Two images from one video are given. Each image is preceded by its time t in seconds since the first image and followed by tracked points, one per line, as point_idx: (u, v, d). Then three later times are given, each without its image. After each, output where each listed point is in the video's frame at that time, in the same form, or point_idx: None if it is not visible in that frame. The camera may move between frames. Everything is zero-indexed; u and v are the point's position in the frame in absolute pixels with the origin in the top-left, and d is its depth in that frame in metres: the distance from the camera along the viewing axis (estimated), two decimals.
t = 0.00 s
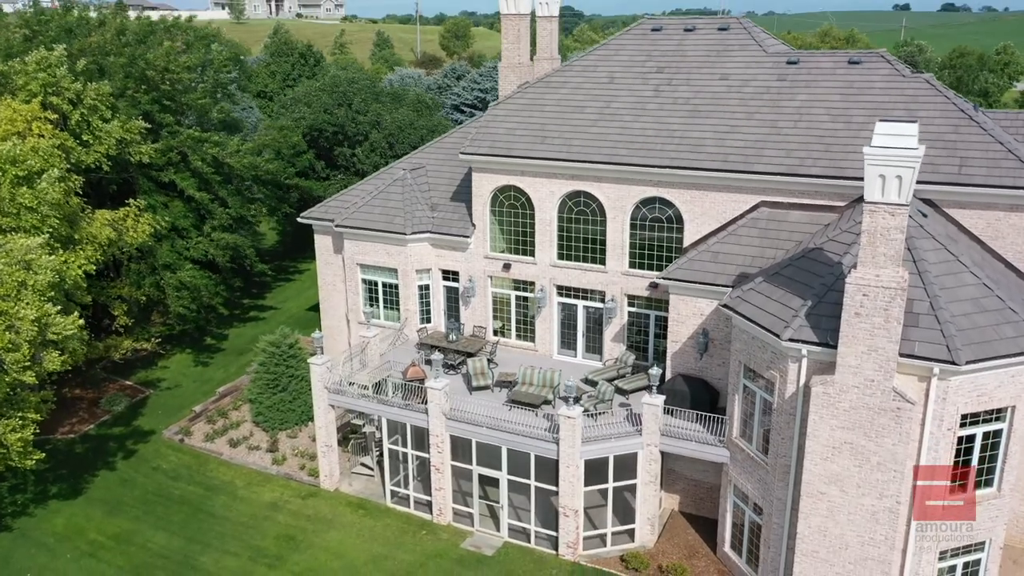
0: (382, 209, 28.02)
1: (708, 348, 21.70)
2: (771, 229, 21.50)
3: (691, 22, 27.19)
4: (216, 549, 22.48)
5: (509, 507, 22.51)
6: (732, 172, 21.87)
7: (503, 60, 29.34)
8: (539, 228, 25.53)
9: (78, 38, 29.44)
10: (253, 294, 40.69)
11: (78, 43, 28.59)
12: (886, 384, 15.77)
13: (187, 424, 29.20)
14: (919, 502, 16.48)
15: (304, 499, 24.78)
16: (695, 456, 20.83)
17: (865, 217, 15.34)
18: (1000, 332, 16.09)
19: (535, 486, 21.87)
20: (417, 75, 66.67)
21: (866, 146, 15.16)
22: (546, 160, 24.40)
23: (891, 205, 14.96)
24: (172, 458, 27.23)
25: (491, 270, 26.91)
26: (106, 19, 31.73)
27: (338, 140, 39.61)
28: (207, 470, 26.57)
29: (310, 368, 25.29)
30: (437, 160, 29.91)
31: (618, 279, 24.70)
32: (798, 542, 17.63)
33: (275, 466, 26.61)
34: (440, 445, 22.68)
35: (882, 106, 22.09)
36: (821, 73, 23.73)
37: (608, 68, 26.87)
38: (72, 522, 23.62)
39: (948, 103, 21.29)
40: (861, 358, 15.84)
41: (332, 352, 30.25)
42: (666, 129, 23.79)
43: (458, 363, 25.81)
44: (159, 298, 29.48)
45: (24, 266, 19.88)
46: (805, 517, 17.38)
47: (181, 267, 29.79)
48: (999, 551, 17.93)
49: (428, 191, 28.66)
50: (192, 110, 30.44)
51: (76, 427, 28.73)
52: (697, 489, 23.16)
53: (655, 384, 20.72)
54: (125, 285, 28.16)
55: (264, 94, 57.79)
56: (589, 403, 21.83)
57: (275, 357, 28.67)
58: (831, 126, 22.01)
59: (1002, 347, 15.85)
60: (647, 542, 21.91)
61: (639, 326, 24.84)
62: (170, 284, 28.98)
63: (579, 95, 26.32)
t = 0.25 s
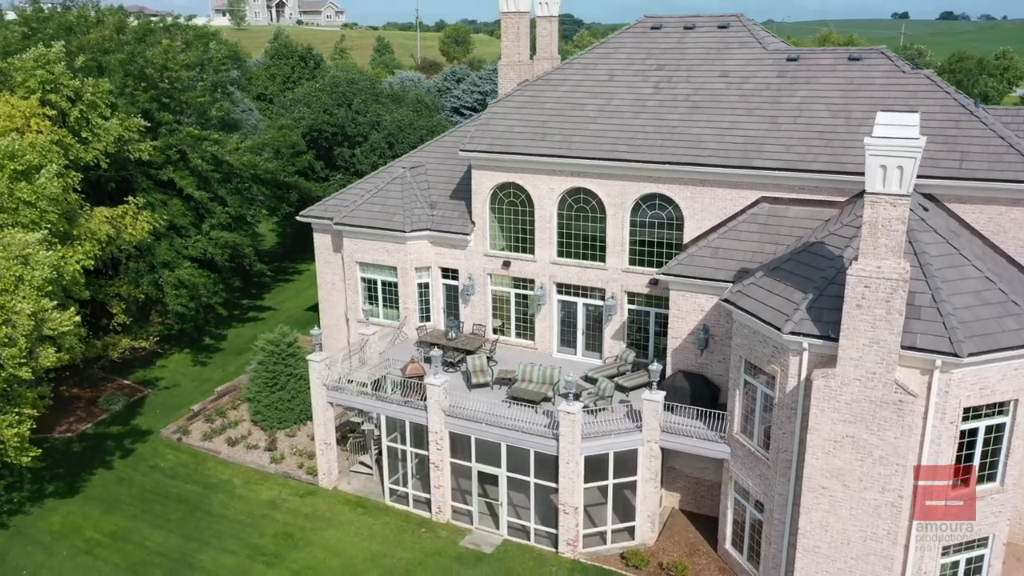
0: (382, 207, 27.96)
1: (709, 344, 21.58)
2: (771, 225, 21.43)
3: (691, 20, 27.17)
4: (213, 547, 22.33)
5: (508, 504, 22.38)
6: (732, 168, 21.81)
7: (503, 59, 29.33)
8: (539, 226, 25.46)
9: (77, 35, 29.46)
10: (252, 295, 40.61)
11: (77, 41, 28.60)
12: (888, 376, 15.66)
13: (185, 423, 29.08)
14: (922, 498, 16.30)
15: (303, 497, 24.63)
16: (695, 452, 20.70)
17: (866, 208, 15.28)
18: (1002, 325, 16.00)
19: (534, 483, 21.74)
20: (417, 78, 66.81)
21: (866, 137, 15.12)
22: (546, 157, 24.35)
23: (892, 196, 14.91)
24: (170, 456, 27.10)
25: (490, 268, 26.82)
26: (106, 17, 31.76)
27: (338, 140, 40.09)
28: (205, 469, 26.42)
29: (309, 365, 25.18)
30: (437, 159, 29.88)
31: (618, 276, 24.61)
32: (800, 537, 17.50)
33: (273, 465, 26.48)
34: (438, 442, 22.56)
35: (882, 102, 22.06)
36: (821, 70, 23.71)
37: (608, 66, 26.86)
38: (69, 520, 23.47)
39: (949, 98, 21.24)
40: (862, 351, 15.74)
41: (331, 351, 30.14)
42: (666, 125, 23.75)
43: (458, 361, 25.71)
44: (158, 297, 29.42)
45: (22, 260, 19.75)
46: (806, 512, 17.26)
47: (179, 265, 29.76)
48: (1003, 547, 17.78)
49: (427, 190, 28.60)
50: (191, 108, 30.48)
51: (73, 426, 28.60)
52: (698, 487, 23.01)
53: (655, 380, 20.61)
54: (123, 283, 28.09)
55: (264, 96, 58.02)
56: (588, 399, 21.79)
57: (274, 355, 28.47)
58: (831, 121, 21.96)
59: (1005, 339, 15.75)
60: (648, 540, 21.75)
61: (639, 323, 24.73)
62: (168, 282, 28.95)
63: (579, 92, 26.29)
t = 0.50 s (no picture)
0: (381, 205, 27.89)
1: (709, 340, 21.47)
2: (771, 220, 21.35)
3: (691, 18, 27.15)
4: (210, 545, 22.17)
5: (507, 501, 22.23)
6: (732, 163, 21.74)
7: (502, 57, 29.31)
8: (538, 223, 25.39)
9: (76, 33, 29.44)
10: (251, 295, 40.54)
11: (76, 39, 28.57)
12: (889, 369, 15.55)
13: (183, 421, 28.95)
14: (923, 497, 16.37)
15: (301, 495, 24.48)
16: (696, 448, 20.57)
17: (867, 198, 15.21)
18: (1004, 317, 15.90)
19: (533, 479, 21.60)
20: (417, 81, 66.92)
21: (867, 128, 15.09)
22: (545, 153, 24.29)
23: (893, 186, 14.84)
24: (167, 455, 26.95)
25: (490, 266, 26.74)
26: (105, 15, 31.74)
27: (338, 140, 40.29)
28: (202, 467, 26.28)
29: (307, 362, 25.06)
30: (436, 157, 29.83)
31: (618, 273, 24.51)
32: (801, 532, 17.36)
33: (271, 463, 26.33)
34: (437, 439, 22.44)
35: (882, 98, 22.01)
36: (821, 66, 23.67)
37: (608, 63, 26.84)
38: (65, 518, 23.31)
39: (949, 93, 21.18)
40: (864, 343, 15.63)
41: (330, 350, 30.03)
42: (666, 122, 23.71)
43: (457, 358, 25.59)
44: (156, 295, 29.33)
45: (18, 256, 19.47)
46: (808, 506, 17.12)
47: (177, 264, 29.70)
48: (1006, 542, 17.62)
49: (427, 188, 28.55)
50: (190, 106, 30.51)
51: (70, 425, 28.45)
52: (699, 484, 22.85)
53: (655, 375, 20.50)
54: (121, 281, 27.98)
55: (264, 98, 58.14)
56: (588, 395, 21.67)
57: (272, 354, 28.33)
58: (831, 117, 21.90)
59: (1007, 331, 15.65)
60: (648, 537, 21.58)
61: (639, 320, 24.62)
62: (167, 280, 28.89)
63: (579, 90, 26.26)
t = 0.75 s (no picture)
0: (380, 203, 27.83)
1: (710, 336, 21.36)
2: (772, 215, 21.28)
3: (691, 15, 27.13)
4: (207, 542, 22.01)
5: (507, 498, 22.10)
6: (733, 158, 21.68)
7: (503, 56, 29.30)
8: (538, 220, 25.32)
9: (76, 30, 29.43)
10: (250, 296, 40.46)
11: (75, 36, 28.54)
12: (891, 360, 15.45)
13: (181, 420, 28.81)
14: (926, 496, 16.22)
15: (299, 493, 24.34)
16: (696, 444, 20.44)
17: (868, 189, 15.13)
18: (1007, 309, 15.80)
19: (533, 476, 21.46)
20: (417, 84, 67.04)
21: (868, 118, 15.04)
22: (545, 150, 24.24)
23: (895, 176, 14.76)
24: (165, 453, 26.81)
25: (489, 264, 26.66)
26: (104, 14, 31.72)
27: (338, 139, 40.17)
28: (200, 466, 26.13)
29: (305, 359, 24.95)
30: (436, 156, 29.78)
31: (618, 270, 24.42)
32: (803, 527, 17.22)
33: (270, 461, 26.19)
34: (436, 435, 22.31)
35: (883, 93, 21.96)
36: (822, 63, 23.64)
37: (608, 61, 26.82)
38: (62, 515, 23.16)
39: (950, 88, 21.13)
40: (865, 335, 15.54)
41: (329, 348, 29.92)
42: (666, 118, 23.67)
43: (456, 355, 25.48)
44: (154, 293, 29.29)
45: (16, 250, 19.34)
46: (809, 501, 17.00)
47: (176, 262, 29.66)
48: (1010, 538, 17.47)
49: (426, 186, 28.49)
50: (189, 105, 30.60)
51: (68, 423, 28.32)
52: (699, 482, 22.70)
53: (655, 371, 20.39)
54: (120, 279, 27.91)
55: (264, 100, 58.18)
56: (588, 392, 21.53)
57: (271, 352, 28.23)
58: (832, 112, 21.85)
59: (1009, 323, 15.55)
60: (649, 534, 21.43)
61: (640, 317, 24.51)
62: (166, 278, 28.86)
63: (579, 87, 26.23)
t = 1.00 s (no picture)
0: (380, 200, 27.76)
1: (711, 331, 21.26)
2: (773, 210, 21.20)
3: (691, 13, 27.10)
4: (205, 539, 21.85)
5: (507, 495, 21.96)
6: (733, 153, 21.62)
7: (502, 54, 29.28)
8: (538, 216, 25.25)
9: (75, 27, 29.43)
10: (249, 296, 40.37)
11: (74, 34, 28.53)
12: (893, 352, 15.35)
13: (180, 419, 28.68)
14: (927, 497, 16.16)
15: (298, 491, 24.20)
16: (697, 440, 20.32)
17: (870, 179, 15.05)
18: (1009, 300, 15.69)
19: (533, 472, 21.32)
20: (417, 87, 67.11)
21: (870, 108, 14.97)
22: (545, 146, 24.19)
23: (897, 166, 14.69)
24: (163, 451, 26.67)
25: (489, 261, 26.58)
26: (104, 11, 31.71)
27: (337, 139, 40.65)
28: (198, 464, 25.98)
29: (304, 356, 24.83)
30: (436, 154, 29.73)
31: (618, 267, 24.33)
32: (805, 521, 17.09)
33: (268, 459, 26.05)
34: (436, 431, 22.18)
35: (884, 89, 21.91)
36: (822, 59, 23.61)
37: (608, 58, 26.79)
38: (59, 513, 23.01)
39: (951, 83, 21.07)
40: (867, 326, 15.45)
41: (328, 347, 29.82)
42: (666, 114, 23.62)
43: (456, 353, 25.37)
44: (153, 291, 29.25)
45: (14, 244, 19.19)
46: (811, 494, 16.88)
47: (175, 259, 29.65)
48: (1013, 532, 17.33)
49: (426, 183, 28.43)
50: (187, 103, 30.91)
51: (65, 421, 28.19)
52: (700, 479, 22.56)
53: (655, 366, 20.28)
54: (119, 277, 27.83)
55: (264, 102, 58.18)
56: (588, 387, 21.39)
57: (270, 350, 28.13)
58: (832, 107, 21.80)
59: (1012, 315, 15.45)
60: (649, 531, 21.29)
61: (640, 314, 24.41)
62: (165, 275, 28.88)
63: (579, 84, 26.19)
